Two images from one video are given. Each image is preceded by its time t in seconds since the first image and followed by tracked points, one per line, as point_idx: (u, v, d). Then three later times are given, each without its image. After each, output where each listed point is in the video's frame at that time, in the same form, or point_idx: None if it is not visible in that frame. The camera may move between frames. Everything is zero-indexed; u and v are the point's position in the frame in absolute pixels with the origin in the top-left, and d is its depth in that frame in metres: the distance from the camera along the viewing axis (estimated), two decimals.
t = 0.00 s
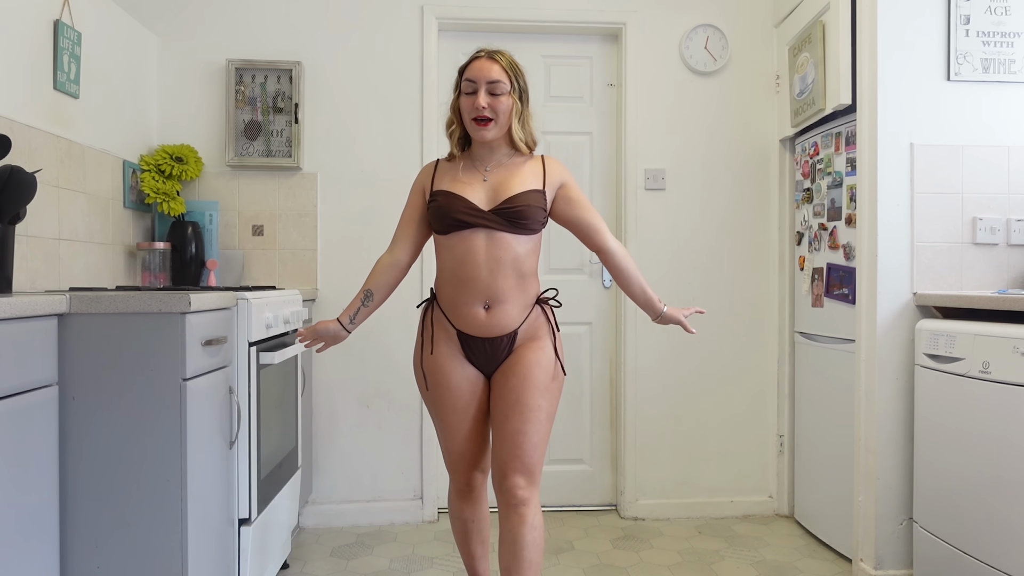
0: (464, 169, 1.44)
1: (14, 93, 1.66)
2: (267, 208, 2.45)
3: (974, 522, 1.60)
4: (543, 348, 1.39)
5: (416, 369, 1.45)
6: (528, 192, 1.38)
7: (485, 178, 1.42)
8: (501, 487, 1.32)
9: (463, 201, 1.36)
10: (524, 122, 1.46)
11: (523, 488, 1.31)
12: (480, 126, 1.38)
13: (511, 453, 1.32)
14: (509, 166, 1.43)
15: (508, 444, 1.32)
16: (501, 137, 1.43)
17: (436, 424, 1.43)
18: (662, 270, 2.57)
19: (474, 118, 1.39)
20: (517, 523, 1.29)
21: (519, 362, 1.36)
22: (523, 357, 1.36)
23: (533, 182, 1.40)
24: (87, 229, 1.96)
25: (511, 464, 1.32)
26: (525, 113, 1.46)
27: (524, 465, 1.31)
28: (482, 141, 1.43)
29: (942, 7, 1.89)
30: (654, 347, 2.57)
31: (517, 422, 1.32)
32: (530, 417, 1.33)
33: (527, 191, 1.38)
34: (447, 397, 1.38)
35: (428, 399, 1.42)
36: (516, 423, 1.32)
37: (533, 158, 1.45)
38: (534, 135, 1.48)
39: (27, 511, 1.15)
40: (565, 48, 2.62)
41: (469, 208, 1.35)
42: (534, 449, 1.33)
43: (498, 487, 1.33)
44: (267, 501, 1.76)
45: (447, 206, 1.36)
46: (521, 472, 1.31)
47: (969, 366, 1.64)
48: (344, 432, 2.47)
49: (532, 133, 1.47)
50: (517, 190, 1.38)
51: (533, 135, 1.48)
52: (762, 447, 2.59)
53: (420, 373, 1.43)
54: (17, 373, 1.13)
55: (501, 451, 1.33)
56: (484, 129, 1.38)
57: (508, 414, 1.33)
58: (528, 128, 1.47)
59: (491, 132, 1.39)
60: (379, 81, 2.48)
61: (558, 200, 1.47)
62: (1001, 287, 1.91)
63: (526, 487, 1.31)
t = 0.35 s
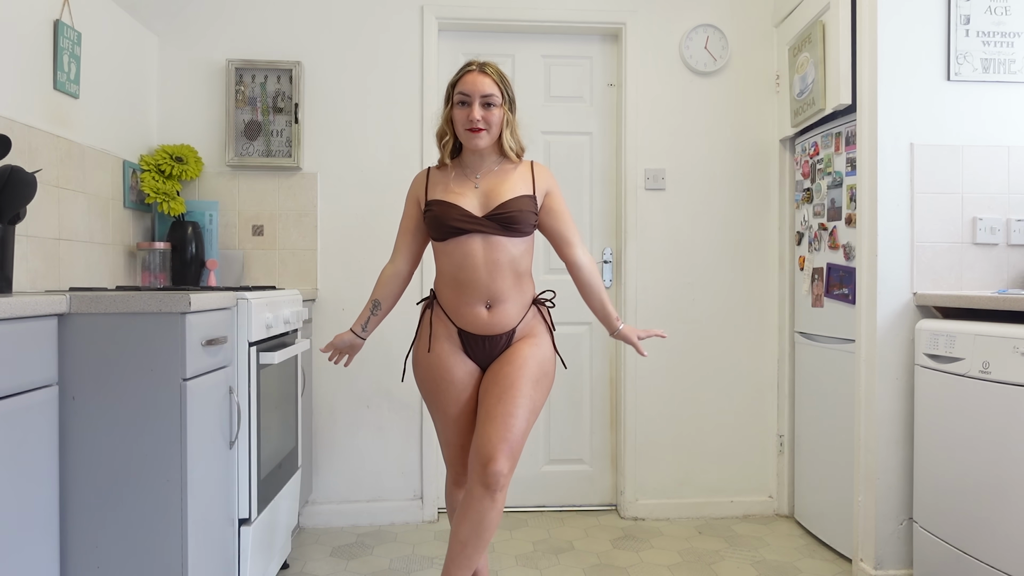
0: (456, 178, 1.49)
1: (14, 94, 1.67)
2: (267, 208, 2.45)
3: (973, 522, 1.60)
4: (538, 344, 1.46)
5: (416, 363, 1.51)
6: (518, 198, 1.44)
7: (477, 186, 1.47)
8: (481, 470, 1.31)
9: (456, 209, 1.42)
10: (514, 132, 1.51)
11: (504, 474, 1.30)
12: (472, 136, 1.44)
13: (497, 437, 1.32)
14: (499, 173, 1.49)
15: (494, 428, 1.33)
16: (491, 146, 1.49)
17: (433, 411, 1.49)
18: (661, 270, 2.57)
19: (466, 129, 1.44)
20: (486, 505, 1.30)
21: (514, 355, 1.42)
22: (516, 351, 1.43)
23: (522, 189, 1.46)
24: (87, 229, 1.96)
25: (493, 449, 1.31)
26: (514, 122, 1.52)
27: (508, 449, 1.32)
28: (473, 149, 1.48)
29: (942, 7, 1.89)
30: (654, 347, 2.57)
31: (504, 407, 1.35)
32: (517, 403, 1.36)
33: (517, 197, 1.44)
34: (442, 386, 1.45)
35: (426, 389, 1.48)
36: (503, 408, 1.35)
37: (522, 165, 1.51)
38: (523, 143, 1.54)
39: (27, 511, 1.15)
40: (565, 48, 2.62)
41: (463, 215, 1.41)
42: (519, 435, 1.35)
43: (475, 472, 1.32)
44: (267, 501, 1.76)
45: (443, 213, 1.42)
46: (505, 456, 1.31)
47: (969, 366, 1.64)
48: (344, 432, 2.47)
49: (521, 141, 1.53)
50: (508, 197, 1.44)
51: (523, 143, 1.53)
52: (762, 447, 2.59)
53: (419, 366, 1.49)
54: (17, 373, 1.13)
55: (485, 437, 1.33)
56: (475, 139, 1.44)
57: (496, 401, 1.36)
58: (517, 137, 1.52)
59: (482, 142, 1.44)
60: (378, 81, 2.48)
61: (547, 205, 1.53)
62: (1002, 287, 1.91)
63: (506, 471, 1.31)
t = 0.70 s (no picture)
0: (454, 178, 1.50)
1: (14, 94, 1.66)
2: (267, 208, 2.45)
3: (974, 523, 1.60)
4: (532, 345, 1.46)
5: (412, 362, 1.51)
6: (514, 198, 1.44)
7: (474, 186, 1.48)
8: (469, 473, 1.33)
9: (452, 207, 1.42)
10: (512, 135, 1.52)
11: (491, 478, 1.32)
12: (469, 137, 1.44)
13: (485, 441, 1.34)
14: (497, 175, 1.49)
15: (483, 432, 1.35)
16: (488, 147, 1.49)
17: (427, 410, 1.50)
18: (661, 270, 2.57)
19: (463, 130, 1.44)
20: (474, 507, 1.32)
21: (509, 357, 1.42)
22: (511, 352, 1.43)
23: (519, 190, 1.47)
24: (87, 229, 1.96)
25: (481, 454, 1.33)
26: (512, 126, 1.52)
27: (497, 454, 1.34)
28: (470, 150, 1.49)
29: (942, 7, 1.89)
30: (654, 347, 2.57)
31: (495, 412, 1.36)
32: (508, 408, 1.37)
33: (514, 197, 1.44)
34: (437, 386, 1.45)
35: (421, 388, 1.49)
36: (494, 413, 1.36)
37: (519, 167, 1.52)
38: (521, 146, 1.54)
39: (26, 511, 1.14)
40: (565, 48, 2.62)
41: (460, 213, 1.41)
42: (509, 440, 1.36)
43: (465, 474, 1.34)
44: (267, 501, 1.76)
45: (439, 211, 1.42)
46: (493, 461, 1.33)
47: (969, 366, 1.64)
48: (344, 432, 2.47)
49: (518, 144, 1.53)
50: (504, 197, 1.44)
51: (520, 145, 1.54)
52: (762, 447, 2.59)
53: (415, 365, 1.50)
54: (17, 373, 1.13)
55: (476, 441, 1.34)
56: (472, 140, 1.44)
57: (489, 405, 1.37)
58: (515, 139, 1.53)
59: (479, 144, 1.45)
60: (379, 81, 2.48)
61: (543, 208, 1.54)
62: (1001, 287, 1.91)
63: (494, 476, 1.33)
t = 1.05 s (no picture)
0: (451, 178, 1.50)
1: (14, 93, 1.66)
2: (267, 208, 2.45)
3: (974, 523, 1.60)
4: (531, 345, 1.46)
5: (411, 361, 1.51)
6: (513, 200, 1.45)
7: (473, 187, 1.48)
8: (468, 473, 1.34)
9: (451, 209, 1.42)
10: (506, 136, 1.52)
11: (490, 477, 1.33)
12: (464, 139, 1.44)
13: (484, 440, 1.34)
14: (494, 177, 1.50)
15: (482, 432, 1.35)
16: (485, 149, 1.49)
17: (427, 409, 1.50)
18: (661, 269, 2.57)
19: (457, 132, 1.44)
20: (472, 507, 1.33)
21: (508, 358, 1.42)
22: (510, 353, 1.43)
23: (517, 193, 1.48)
24: (87, 229, 1.96)
25: (480, 454, 1.33)
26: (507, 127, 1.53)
27: (496, 454, 1.34)
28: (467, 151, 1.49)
29: (942, 7, 1.89)
30: (654, 347, 2.57)
31: (495, 412, 1.36)
32: (508, 409, 1.37)
33: (512, 200, 1.45)
34: (436, 386, 1.45)
35: (421, 388, 1.49)
36: (493, 413, 1.36)
37: (514, 169, 1.53)
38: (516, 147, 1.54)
39: (26, 511, 1.14)
40: (565, 48, 2.62)
41: (460, 214, 1.41)
42: (507, 440, 1.37)
43: (463, 473, 1.34)
44: (267, 501, 1.76)
45: (439, 212, 1.42)
46: (491, 461, 1.33)
47: (969, 366, 1.64)
48: (344, 432, 2.47)
49: (513, 145, 1.54)
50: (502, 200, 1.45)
51: (515, 146, 1.54)
52: (762, 447, 2.59)
53: (414, 364, 1.49)
54: (17, 373, 1.13)
55: (475, 441, 1.35)
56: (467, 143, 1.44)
57: (488, 405, 1.37)
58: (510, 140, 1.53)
59: (474, 145, 1.45)
60: (379, 81, 2.48)
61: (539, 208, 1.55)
62: (1001, 287, 1.91)
63: (493, 476, 1.33)
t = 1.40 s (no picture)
0: (452, 180, 1.50)
1: (14, 93, 1.66)
2: (267, 208, 2.45)
3: (974, 523, 1.60)
4: (530, 345, 1.46)
5: (410, 361, 1.51)
6: (513, 203, 1.45)
7: (473, 189, 1.48)
8: (468, 472, 1.33)
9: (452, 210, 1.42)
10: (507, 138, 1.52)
11: (490, 477, 1.33)
12: (466, 141, 1.44)
13: (484, 440, 1.34)
14: (494, 179, 1.50)
15: (482, 431, 1.35)
16: (485, 151, 1.50)
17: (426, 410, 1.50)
18: (660, 269, 2.57)
19: (459, 134, 1.44)
20: (473, 506, 1.33)
21: (508, 358, 1.42)
22: (510, 353, 1.43)
23: (517, 195, 1.48)
24: (87, 229, 1.96)
25: (481, 453, 1.33)
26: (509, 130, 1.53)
27: (496, 454, 1.34)
28: (467, 154, 1.49)
29: (942, 7, 1.89)
30: (654, 346, 2.57)
31: (495, 412, 1.36)
32: (508, 409, 1.37)
33: (513, 203, 1.46)
34: (436, 386, 1.45)
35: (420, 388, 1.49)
36: (493, 413, 1.36)
37: (515, 171, 1.53)
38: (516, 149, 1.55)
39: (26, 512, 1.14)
40: (565, 48, 2.62)
41: (460, 217, 1.41)
42: (507, 440, 1.37)
43: (464, 473, 1.34)
44: (267, 501, 1.76)
45: (440, 214, 1.42)
46: (492, 460, 1.34)
47: (969, 366, 1.64)
48: (344, 432, 2.47)
49: (514, 147, 1.54)
50: (502, 202, 1.45)
51: (516, 149, 1.54)
52: (762, 447, 2.59)
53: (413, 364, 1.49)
54: (17, 373, 1.13)
55: (476, 441, 1.35)
56: (469, 145, 1.44)
57: (488, 405, 1.37)
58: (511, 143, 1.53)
59: (475, 148, 1.45)
60: (378, 81, 2.48)
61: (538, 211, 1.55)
62: (1001, 287, 1.91)
63: (493, 475, 1.33)
